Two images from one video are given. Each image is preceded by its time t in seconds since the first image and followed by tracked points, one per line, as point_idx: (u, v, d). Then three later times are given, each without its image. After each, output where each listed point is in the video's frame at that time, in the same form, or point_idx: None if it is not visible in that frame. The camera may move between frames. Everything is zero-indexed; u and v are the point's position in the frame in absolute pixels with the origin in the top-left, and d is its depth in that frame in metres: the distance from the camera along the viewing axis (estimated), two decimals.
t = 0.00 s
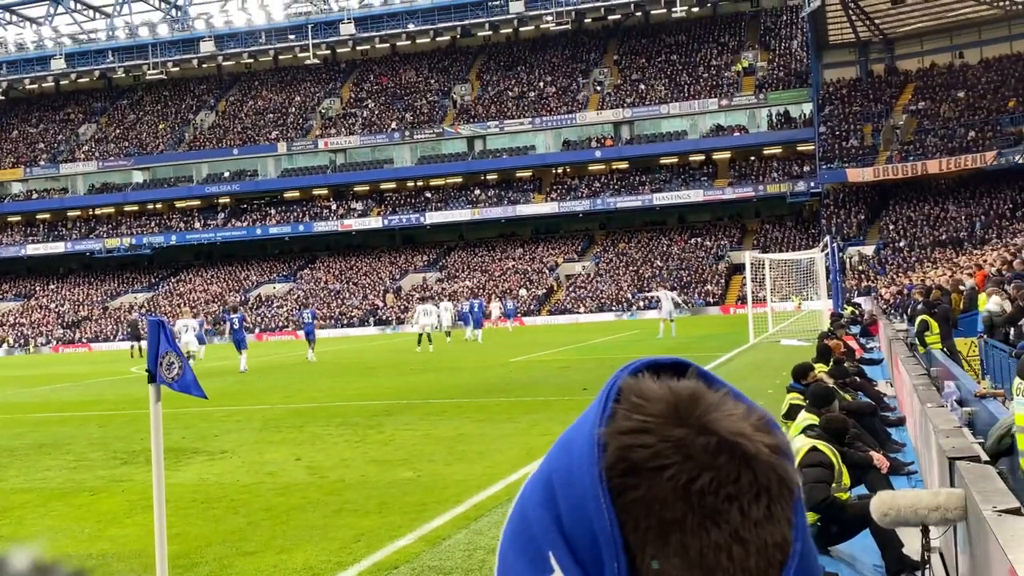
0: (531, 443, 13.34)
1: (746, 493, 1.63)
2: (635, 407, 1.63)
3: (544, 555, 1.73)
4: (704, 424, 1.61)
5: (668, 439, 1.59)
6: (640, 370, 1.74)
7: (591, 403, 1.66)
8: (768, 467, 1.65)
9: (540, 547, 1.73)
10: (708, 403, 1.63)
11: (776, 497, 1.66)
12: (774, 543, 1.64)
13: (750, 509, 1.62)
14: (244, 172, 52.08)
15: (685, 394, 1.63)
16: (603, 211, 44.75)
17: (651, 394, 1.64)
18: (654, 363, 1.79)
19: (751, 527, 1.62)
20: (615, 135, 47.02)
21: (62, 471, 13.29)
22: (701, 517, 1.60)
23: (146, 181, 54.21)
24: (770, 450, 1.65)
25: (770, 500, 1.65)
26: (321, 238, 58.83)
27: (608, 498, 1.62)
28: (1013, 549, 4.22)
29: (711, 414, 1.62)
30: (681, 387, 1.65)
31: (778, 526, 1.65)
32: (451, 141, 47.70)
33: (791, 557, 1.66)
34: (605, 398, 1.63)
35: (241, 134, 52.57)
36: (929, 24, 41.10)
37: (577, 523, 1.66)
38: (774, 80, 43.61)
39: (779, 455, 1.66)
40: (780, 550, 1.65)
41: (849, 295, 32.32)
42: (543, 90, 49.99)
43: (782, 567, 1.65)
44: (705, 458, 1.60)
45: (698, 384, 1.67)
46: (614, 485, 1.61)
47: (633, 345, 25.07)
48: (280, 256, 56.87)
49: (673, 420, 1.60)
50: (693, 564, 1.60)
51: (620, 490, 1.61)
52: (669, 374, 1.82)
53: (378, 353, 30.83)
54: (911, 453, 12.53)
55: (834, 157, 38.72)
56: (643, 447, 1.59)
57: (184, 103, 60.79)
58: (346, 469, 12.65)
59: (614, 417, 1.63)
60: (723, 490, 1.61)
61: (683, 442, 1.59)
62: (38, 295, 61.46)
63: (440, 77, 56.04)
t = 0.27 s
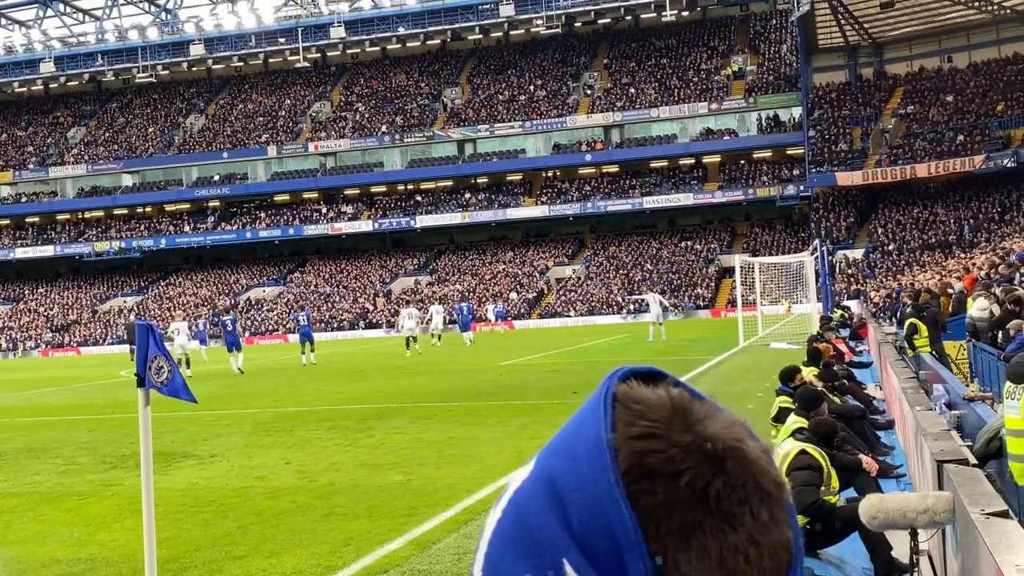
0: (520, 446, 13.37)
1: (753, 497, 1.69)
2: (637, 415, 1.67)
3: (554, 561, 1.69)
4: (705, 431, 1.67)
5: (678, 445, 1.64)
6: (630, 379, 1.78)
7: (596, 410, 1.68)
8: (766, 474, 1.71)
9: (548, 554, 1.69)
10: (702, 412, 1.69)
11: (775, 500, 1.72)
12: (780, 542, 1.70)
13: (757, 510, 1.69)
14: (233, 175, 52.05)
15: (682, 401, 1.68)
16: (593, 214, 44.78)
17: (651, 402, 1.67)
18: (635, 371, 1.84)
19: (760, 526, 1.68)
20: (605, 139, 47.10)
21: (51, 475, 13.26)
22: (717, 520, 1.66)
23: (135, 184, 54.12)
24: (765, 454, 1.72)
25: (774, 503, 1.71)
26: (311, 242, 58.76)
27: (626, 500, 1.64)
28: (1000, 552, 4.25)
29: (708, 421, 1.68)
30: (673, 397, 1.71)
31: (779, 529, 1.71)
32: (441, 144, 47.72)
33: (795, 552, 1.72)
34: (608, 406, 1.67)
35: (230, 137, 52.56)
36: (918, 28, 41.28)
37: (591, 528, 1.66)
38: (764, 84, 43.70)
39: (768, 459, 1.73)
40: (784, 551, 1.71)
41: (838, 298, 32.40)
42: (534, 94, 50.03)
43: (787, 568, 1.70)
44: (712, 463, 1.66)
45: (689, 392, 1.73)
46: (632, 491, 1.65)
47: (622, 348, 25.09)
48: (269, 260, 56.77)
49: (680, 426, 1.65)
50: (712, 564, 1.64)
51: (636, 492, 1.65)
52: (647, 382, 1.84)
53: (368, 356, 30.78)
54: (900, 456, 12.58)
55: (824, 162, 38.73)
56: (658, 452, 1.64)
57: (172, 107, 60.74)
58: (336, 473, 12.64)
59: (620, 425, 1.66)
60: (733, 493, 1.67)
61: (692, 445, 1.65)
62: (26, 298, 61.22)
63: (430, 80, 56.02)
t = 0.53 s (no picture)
0: (514, 448, 13.37)
1: (754, 495, 1.70)
2: (641, 417, 1.68)
3: (562, 559, 1.67)
4: (705, 431, 1.69)
5: (681, 444, 1.66)
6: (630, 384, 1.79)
7: (600, 411, 1.68)
8: (769, 472, 1.73)
9: (550, 555, 1.67)
10: (699, 414, 1.72)
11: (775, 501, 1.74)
12: (782, 542, 1.71)
13: (759, 510, 1.70)
14: (227, 178, 52.00)
15: (681, 405, 1.71)
16: (587, 217, 44.80)
17: (651, 403, 1.69)
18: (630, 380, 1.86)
19: (761, 525, 1.70)
20: (599, 142, 47.12)
21: (44, 478, 13.23)
22: (721, 518, 1.67)
23: (128, 187, 54.06)
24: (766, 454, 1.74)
25: (773, 504, 1.73)
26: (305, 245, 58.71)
27: (633, 500, 1.64)
28: (990, 554, 4.26)
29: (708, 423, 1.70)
30: (673, 399, 1.73)
31: (782, 528, 1.72)
32: (435, 147, 47.74)
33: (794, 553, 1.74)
34: (613, 406, 1.68)
35: (224, 140, 52.53)
36: (910, 32, 41.45)
37: (599, 528, 1.65)
38: (757, 87, 43.82)
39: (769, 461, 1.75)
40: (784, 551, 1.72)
41: (832, 301, 32.45)
42: (528, 96, 50.03)
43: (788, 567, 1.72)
44: (714, 463, 1.68)
45: (686, 396, 1.76)
46: (640, 489, 1.64)
47: (617, 351, 25.10)
48: (263, 263, 56.71)
49: (682, 426, 1.67)
50: (719, 561, 1.65)
51: (643, 493, 1.65)
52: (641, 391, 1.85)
53: (362, 359, 30.79)
54: (894, 459, 12.58)
55: (817, 165, 38.84)
56: (663, 452, 1.65)
57: (166, 109, 60.68)
58: (330, 476, 12.63)
59: (622, 425, 1.67)
60: (738, 493, 1.68)
61: (695, 445, 1.66)
62: (20, 302, 61.11)
63: (424, 83, 56.04)
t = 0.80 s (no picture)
0: (512, 451, 13.39)
1: (748, 498, 1.71)
2: (638, 419, 1.68)
3: (559, 559, 1.67)
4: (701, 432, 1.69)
5: (676, 446, 1.66)
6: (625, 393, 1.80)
7: (595, 413, 1.69)
8: (763, 473, 1.73)
9: (550, 548, 1.68)
10: (699, 416, 1.72)
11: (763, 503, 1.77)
12: (773, 543, 1.72)
13: (752, 510, 1.71)
14: (226, 181, 52.02)
15: (677, 407, 1.71)
16: (584, 220, 44.84)
17: (648, 405, 1.70)
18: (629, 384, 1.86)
19: (753, 525, 1.70)
20: (597, 145, 47.18)
21: (42, 481, 13.25)
22: (715, 518, 1.67)
23: (126, 190, 54.08)
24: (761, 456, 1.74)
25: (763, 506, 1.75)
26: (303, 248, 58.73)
27: (630, 502, 1.64)
28: (987, 557, 4.28)
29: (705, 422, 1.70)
30: (667, 403, 1.73)
31: (777, 529, 1.73)
32: (433, 150, 47.81)
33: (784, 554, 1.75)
34: (610, 410, 1.68)
35: (222, 143, 52.57)
36: (908, 35, 41.50)
37: (600, 528, 1.65)
38: (754, 90, 43.90)
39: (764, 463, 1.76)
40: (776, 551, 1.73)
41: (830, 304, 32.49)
42: (526, 99, 50.05)
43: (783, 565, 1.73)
44: (709, 461, 1.68)
45: (681, 398, 1.76)
46: (633, 492, 1.65)
47: (615, 354, 25.13)
48: (261, 265, 56.73)
49: (677, 429, 1.68)
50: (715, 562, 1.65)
51: (639, 495, 1.65)
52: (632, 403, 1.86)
53: (360, 362, 30.82)
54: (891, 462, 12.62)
55: (814, 168, 38.94)
56: (658, 452, 1.65)
57: (164, 112, 60.74)
58: (328, 478, 12.65)
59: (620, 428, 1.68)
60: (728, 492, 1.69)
61: (688, 448, 1.67)
62: (17, 305, 61.08)
63: (422, 86, 56.12)
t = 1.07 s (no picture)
0: (513, 454, 13.38)
1: (703, 511, 1.61)
2: (598, 429, 1.60)
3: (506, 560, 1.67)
4: (665, 443, 1.59)
5: (629, 459, 1.56)
6: (607, 390, 1.69)
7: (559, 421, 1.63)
8: (726, 484, 1.63)
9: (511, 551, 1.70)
10: (674, 420, 1.61)
11: (732, 515, 1.66)
12: (729, 559, 1.64)
13: (704, 525, 1.61)
14: (226, 183, 51.99)
15: (657, 412, 1.60)
16: (584, 222, 44.81)
17: (616, 413, 1.61)
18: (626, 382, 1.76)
19: (704, 542, 1.61)
20: (597, 147, 47.17)
21: (42, 483, 13.23)
22: (659, 536, 1.59)
23: (127, 192, 54.06)
24: (729, 466, 1.63)
25: (728, 518, 1.65)
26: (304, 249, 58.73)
27: (570, 514, 1.59)
28: (989, 560, 4.26)
29: (673, 432, 1.59)
30: (644, 407, 1.62)
31: (734, 544, 1.64)
32: (433, 152, 47.81)
33: (748, 567, 1.66)
34: (571, 418, 1.60)
35: (222, 145, 52.55)
36: (908, 37, 41.55)
37: (543, 537, 1.63)
38: (755, 92, 43.91)
39: (737, 472, 1.64)
40: (735, 566, 1.65)
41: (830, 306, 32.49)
42: (526, 102, 50.04)
43: None
44: (666, 476, 1.58)
45: (664, 402, 1.64)
46: (574, 507, 1.59)
47: (615, 356, 25.11)
48: (262, 267, 56.73)
49: (639, 441, 1.57)
50: None
51: (583, 509, 1.59)
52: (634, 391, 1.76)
53: (360, 364, 30.83)
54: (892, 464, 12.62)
55: (815, 170, 38.93)
56: (603, 468, 1.56)
57: (164, 114, 60.74)
58: (328, 481, 12.63)
59: (577, 437, 1.60)
60: (681, 509, 1.59)
61: (643, 461, 1.57)
62: (17, 306, 61.10)
63: (422, 88, 56.13)
